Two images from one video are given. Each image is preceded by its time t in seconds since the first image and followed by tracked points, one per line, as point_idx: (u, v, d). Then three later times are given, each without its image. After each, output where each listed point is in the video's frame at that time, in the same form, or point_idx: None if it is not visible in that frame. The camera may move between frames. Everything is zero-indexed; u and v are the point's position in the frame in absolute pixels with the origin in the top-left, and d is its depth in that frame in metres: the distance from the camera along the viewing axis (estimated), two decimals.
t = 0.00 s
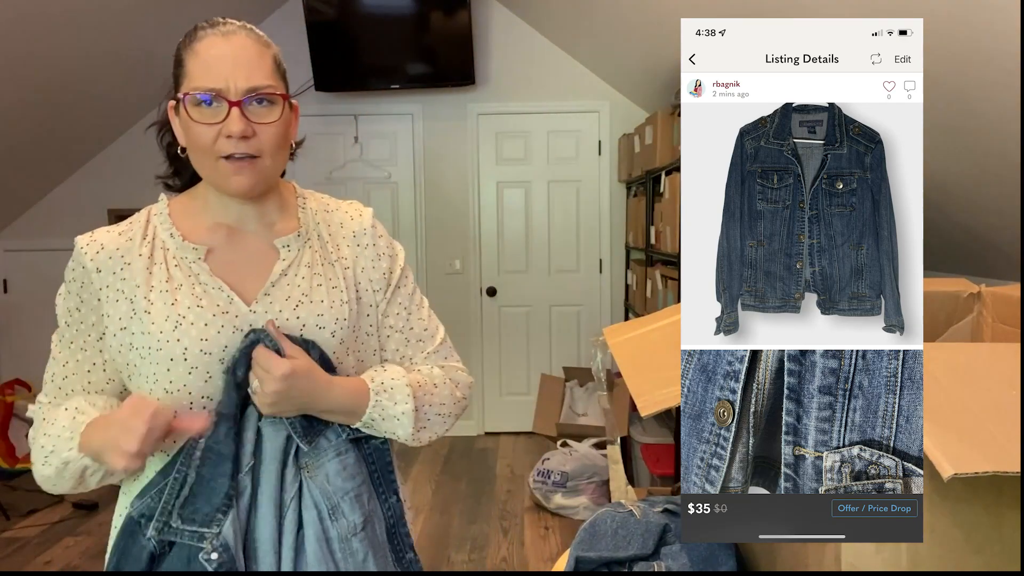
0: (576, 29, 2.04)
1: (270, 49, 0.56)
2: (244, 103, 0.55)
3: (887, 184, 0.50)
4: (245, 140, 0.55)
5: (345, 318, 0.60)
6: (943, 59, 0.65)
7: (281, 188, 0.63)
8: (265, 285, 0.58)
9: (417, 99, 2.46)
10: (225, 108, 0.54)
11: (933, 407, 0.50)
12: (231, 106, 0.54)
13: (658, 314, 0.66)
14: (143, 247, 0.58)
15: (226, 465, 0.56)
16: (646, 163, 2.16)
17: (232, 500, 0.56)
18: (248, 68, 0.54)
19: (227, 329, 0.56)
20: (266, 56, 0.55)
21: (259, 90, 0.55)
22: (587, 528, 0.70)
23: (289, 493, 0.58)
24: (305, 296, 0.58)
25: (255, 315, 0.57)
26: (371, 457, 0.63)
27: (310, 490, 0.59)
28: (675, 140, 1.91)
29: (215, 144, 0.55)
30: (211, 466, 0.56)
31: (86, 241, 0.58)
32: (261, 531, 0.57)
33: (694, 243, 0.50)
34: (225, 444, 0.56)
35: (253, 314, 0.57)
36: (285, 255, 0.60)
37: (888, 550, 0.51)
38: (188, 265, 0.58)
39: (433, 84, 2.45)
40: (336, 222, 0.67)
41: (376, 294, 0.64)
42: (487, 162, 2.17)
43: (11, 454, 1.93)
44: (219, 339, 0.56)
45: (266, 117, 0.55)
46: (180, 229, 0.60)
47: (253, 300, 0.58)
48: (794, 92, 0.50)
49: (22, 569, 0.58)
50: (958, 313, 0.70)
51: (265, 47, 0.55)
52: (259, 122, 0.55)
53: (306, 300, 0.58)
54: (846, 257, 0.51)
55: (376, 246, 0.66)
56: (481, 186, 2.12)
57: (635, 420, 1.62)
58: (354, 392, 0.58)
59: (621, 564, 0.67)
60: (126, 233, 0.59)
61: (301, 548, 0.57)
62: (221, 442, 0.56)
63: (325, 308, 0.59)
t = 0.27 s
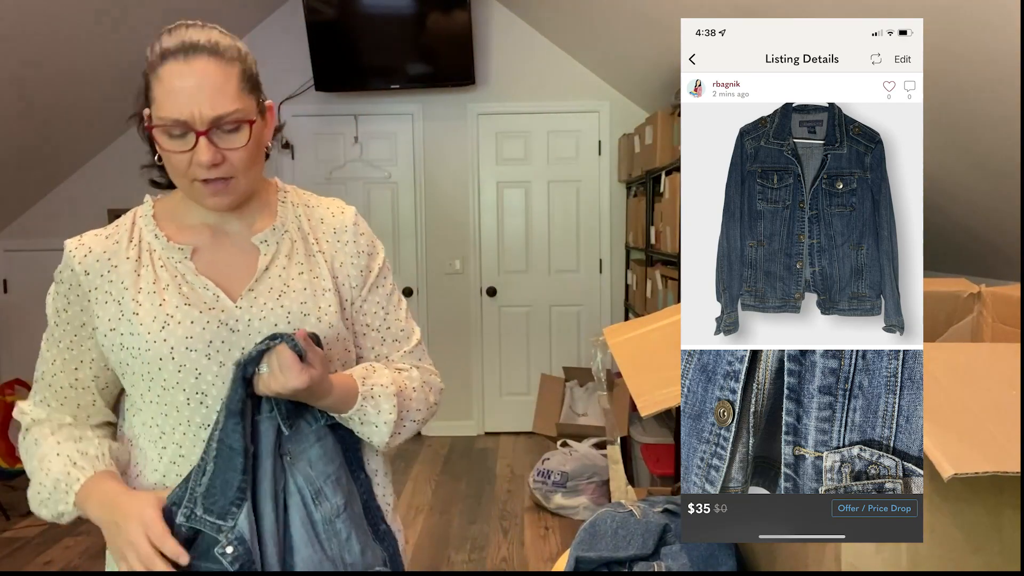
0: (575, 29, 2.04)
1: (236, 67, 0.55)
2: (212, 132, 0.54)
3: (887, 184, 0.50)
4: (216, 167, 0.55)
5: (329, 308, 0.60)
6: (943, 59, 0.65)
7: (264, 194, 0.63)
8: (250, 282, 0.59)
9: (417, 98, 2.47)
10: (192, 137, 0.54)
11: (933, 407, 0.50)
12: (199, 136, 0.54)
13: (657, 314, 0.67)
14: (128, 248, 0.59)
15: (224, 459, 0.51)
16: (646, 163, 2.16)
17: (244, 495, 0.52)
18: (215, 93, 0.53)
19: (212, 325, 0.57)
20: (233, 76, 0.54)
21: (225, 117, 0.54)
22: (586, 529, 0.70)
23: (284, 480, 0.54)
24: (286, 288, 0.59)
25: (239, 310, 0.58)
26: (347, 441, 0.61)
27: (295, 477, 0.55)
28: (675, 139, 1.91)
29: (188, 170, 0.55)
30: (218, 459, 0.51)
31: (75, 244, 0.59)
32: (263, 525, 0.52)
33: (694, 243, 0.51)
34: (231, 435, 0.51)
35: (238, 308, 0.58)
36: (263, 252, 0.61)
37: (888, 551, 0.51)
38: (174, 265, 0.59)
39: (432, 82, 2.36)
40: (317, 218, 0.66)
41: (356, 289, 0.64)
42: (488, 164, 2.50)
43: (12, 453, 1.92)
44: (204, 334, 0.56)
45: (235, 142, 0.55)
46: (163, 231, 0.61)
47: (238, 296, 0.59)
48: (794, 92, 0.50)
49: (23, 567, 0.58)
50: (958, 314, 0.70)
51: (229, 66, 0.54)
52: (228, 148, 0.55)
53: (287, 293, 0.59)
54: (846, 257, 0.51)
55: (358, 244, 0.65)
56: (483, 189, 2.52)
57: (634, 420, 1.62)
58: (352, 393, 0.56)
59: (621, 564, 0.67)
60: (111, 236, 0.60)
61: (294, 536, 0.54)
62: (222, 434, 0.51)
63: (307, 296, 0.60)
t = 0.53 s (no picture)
0: (576, 29, 2.04)
1: (214, 77, 0.54)
2: (196, 146, 0.55)
3: (887, 184, 0.50)
4: (203, 179, 0.56)
5: (321, 297, 0.60)
6: (942, 59, 0.65)
7: (251, 192, 0.64)
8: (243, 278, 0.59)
9: (417, 98, 2.47)
10: (177, 152, 0.54)
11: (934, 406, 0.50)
12: (184, 152, 0.54)
13: (656, 316, 0.67)
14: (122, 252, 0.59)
15: (249, 433, 0.51)
16: (646, 163, 2.16)
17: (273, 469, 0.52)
18: (197, 108, 0.53)
19: (207, 322, 0.57)
20: (211, 87, 0.54)
21: (210, 132, 0.54)
22: (587, 530, 0.70)
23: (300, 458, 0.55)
24: (277, 282, 0.59)
25: (233, 306, 0.58)
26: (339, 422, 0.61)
27: (302, 455, 0.55)
28: (675, 139, 1.91)
29: (176, 182, 0.56)
30: (245, 434, 0.51)
31: (73, 254, 0.59)
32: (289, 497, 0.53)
33: (694, 242, 0.51)
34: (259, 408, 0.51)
35: (231, 304, 0.58)
36: (254, 248, 0.61)
37: (887, 551, 0.51)
38: (168, 268, 0.59)
39: (432, 82, 2.36)
40: (306, 214, 0.67)
41: (345, 279, 0.64)
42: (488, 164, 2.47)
43: (12, 453, 1.92)
44: (198, 332, 0.57)
45: (220, 155, 0.56)
46: (156, 233, 0.61)
47: (231, 292, 0.59)
48: (794, 92, 0.50)
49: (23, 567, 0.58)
50: (957, 314, 0.70)
51: (207, 77, 0.54)
52: (214, 160, 0.56)
53: (279, 287, 0.59)
54: (847, 257, 0.51)
55: (346, 237, 0.66)
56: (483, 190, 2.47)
57: (635, 420, 1.62)
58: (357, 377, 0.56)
59: (621, 564, 0.67)
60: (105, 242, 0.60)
61: (307, 513, 0.54)
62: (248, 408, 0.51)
63: (297, 286, 0.60)
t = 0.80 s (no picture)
0: (576, 29, 2.04)
1: (229, 80, 0.55)
2: (212, 146, 0.55)
3: (887, 184, 0.50)
4: (217, 179, 0.56)
5: (330, 297, 0.60)
6: (942, 59, 0.65)
7: (261, 195, 0.64)
8: (253, 276, 0.59)
9: (417, 98, 2.47)
10: (193, 152, 0.54)
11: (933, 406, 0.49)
12: (199, 151, 0.54)
13: (656, 316, 0.67)
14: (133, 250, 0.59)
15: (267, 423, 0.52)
16: (646, 163, 2.16)
17: (300, 449, 0.54)
18: (212, 109, 0.54)
19: (219, 318, 0.57)
20: (227, 90, 0.55)
21: (225, 132, 0.55)
22: (586, 529, 0.70)
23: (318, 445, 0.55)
24: (286, 281, 0.60)
25: (244, 304, 0.58)
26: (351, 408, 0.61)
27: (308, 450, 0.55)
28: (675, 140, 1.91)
29: (189, 183, 0.56)
30: (267, 421, 0.52)
31: (82, 254, 0.57)
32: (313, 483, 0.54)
33: (694, 242, 0.51)
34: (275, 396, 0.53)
35: (242, 302, 0.58)
36: (264, 249, 0.61)
37: (886, 550, 0.51)
38: (181, 266, 0.59)
39: (432, 82, 2.36)
40: (313, 217, 0.67)
41: (351, 281, 0.65)
42: (488, 164, 2.50)
43: (12, 454, 1.92)
44: (211, 328, 0.57)
45: (234, 155, 0.56)
46: (168, 233, 0.61)
47: (242, 290, 0.59)
48: (794, 93, 0.50)
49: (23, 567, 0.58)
50: (957, 315, 0.69)
51: (222, 79, 0.54)
52: (229, 160, 0.56)
53: (288, 286, 0.59)
54: (847, 257, 0.51)
55: (352, 241, 0.67)
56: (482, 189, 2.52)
57: (635, 420, 1.63)
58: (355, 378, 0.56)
59: (621, 564, 0.67)
60: (115, 241, 0.59)
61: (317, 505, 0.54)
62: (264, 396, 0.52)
63: (305, 286, 0.60)
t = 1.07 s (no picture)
0: (576, 29, 2.04)
1: (245, 83, 0.55)
2: (228, 148, 0.55)
3: (887, 184, 0.50)
4: (232, 181, 0.57)
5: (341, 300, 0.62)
6: (942, 59, 0.64)
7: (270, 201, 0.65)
8: (265, 278, 0.60)
9: (417, 98, 2.47)
10: (209, 154, 0.55)
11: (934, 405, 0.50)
12: (216, 153, 0.55)
13: (655, 317, 0.67)
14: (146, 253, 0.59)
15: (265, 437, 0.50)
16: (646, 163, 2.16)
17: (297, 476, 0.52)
18: (228, 112, 0.54)
19: (233, 319, 0.57)
20: (243, 93, 0.55)
21: (240, 135, 0.55)
22: (586, 530, 0.70)
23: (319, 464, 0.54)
24: (297, 283, 0.60)
25: (256, 305, 0.58)
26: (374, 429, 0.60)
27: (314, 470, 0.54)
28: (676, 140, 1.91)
29: (205, 185, 0.57)
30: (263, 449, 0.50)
31: (90, 257, 0.57)
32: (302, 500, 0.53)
33: (694, 242, 0.51)
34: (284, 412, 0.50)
35: (254, 304, 0.58)
36: (274, 251, 0.62)
37: (886, 550, 0.51)
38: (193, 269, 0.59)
39: (432, 82, 2.36)
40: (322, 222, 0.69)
41: (362, 284, 0.67)
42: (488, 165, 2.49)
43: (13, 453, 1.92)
44: (226, 331, 0.57)
45: (249, 157, 0.57)
46: (180, 236, 0.61)
47: (255, 292, 0.60)
48: (794, 92, 0.50)
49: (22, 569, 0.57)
50: (958, 314, 0.69)
51: (238, 82, 0.55)
52: (243, 163, 0.57)
53: (300, 288, 0.60)
54: (846, 257, 0.51)
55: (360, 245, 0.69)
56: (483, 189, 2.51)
57: (635, 420, 1.63)
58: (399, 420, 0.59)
59: (621, 564, 0.67)
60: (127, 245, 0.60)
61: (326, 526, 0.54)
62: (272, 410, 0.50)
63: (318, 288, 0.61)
